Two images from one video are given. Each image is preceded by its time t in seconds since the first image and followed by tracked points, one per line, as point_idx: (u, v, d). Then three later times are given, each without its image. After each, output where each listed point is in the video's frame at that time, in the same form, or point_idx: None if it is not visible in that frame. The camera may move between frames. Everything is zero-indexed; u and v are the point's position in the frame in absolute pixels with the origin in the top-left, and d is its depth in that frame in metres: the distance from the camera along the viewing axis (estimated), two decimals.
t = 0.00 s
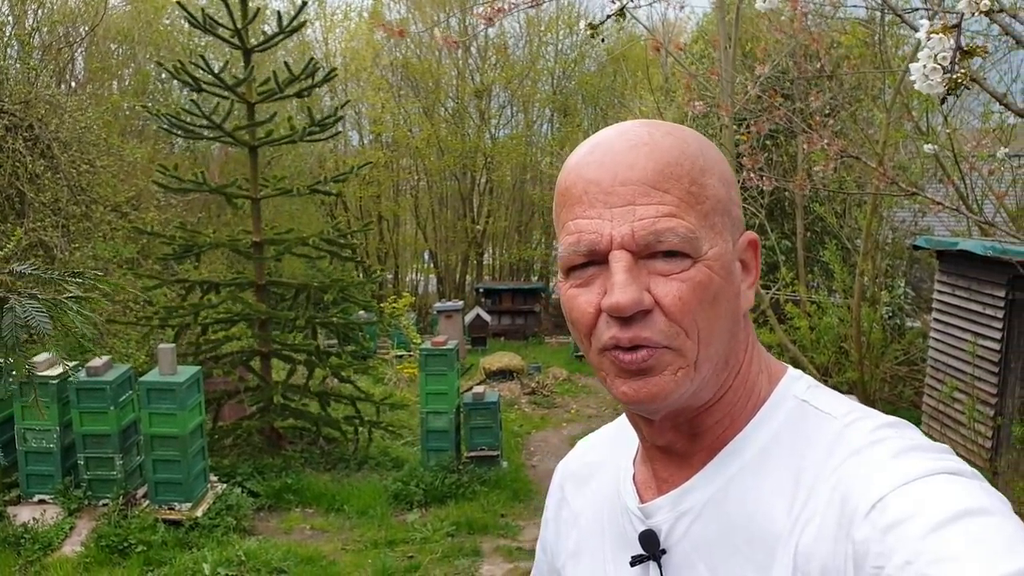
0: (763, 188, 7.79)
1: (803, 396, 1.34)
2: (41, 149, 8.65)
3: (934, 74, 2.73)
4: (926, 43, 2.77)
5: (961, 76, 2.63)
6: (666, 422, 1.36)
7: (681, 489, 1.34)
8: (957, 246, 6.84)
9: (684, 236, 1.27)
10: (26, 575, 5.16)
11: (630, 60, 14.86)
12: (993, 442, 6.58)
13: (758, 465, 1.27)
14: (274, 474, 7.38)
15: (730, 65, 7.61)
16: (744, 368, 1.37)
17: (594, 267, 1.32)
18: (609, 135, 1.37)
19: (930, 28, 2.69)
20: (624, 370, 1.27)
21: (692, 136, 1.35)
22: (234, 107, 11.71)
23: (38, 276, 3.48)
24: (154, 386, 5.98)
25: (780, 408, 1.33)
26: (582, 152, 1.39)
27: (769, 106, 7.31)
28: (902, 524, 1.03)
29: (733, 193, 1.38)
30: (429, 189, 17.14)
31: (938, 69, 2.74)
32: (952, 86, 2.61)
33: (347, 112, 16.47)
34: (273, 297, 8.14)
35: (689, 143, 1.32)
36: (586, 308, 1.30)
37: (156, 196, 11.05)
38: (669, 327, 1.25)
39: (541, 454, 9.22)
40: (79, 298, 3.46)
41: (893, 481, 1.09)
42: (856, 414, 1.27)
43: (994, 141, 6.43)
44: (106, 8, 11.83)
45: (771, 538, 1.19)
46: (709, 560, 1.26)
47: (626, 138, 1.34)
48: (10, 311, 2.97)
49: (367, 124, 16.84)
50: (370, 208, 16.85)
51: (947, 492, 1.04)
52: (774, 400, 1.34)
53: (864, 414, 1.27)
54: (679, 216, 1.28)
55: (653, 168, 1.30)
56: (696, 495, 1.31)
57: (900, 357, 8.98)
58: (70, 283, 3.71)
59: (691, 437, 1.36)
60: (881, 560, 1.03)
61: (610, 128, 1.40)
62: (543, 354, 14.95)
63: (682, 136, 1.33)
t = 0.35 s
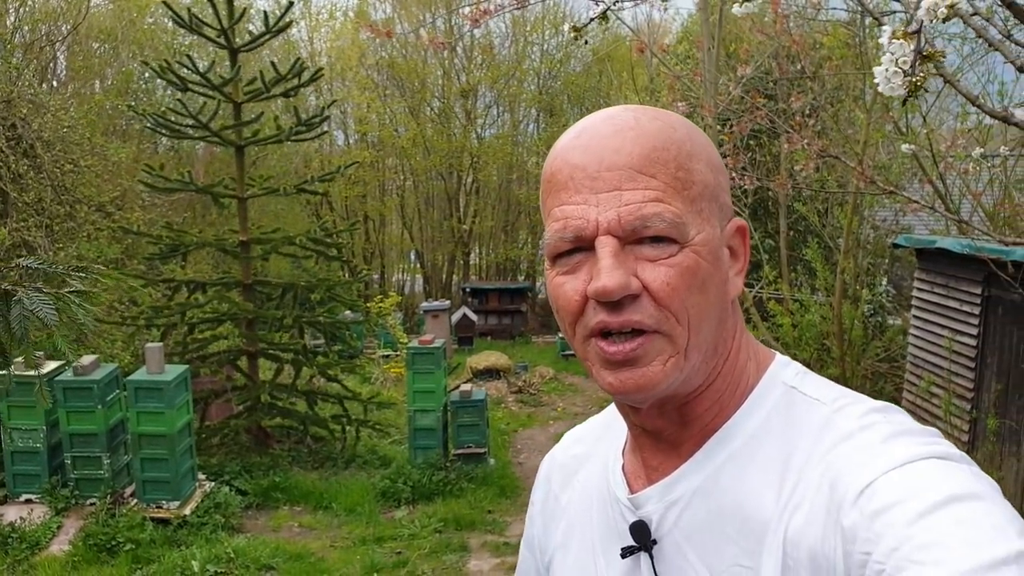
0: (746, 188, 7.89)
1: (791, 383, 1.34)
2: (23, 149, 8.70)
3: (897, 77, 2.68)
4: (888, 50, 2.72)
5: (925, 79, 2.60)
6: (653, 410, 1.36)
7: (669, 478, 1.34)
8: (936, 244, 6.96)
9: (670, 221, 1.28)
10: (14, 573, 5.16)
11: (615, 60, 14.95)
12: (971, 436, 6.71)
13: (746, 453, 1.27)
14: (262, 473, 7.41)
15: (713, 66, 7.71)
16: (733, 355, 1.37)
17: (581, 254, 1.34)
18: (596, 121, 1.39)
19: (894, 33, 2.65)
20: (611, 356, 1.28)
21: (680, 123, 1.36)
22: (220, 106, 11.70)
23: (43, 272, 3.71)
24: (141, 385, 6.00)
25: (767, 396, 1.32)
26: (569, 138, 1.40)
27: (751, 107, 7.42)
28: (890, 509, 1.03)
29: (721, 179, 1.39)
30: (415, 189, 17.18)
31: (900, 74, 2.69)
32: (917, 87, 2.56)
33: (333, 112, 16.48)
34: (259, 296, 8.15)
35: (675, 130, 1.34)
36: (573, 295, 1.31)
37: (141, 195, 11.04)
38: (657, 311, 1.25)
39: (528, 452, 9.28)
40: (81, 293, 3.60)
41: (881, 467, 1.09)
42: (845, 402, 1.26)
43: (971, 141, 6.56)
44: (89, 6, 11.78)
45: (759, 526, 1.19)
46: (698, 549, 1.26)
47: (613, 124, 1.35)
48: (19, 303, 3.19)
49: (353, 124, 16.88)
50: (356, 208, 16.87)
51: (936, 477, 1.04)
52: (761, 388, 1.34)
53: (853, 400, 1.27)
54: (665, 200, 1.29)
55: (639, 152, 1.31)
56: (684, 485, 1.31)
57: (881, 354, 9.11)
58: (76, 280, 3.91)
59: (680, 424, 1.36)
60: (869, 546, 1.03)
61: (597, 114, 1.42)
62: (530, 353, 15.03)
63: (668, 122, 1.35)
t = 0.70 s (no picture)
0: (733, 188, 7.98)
1: (777, 380, 1.39)
2: (11, 149, 8.57)
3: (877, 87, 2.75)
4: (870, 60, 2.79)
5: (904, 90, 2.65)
6: (645, 407, 1.41)
7: (660, 473, 1.39)
8: (920, 244, 7.07)
9: (668, 226, 1.33)
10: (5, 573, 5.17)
11: (602, 60, 15.00)
12: (953, 433, 6.81)
13: (731, 448, 1.32)
14: (252, 472, 7.43)
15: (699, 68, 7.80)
16: (722, 353, 1.43)
17: (581, 256, 1.39)
18: (597, 127, 1.43)
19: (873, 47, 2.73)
20: (606, 353, 1.33)
21: (677, 130, 1.41)
22: (207, 105, 11.67)
23: (51, 275, 3.87)
24: (132, 385, 6.00)
25: (754, 392, 1.38)
26: (570, 144, 1.45)
27: (738, 108, 7.51)
28: (865, 498, 1.09)
29: (714, 186, 1.44)
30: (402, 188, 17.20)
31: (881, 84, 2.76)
32: (895, 98, 2.61)
33: (320, 111, 16.47)
34: (247, 296, 8.15)
35: (673, 138, 1.39)
36: (571, 294, 1.36)
37: (128, 195, 11.00)
38: (653, 311, 1.31)
39: (516, 450, 9.33)
40: (84, 295, 3.73)
41: (858, 458, 1.14)
42: (824, 397, 1.32)
43: (954, 142, 6.66)
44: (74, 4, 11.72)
45: (744, 517, 1.24)
46: (685, 541, 1.32)
47: (613, 131, 1.40)
48: (30, 306, 3.38)
49: (340, 123, 16.89)
50: (343, 207, 16.87)
51: (909, 466, 1.09)
52: (748, 384, 1.39)
53: (836, 396, 1.33)
54: (663, 206, 1.34)
55: (639, 159, 1.36)
56: (673, 479, 1.37)
57: (866, 352, 9.22)
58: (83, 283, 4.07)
59: (670, 420, 1.41)
60: (846, 535, 1.08)
61: (598, 120, 1.47)
62: (518, 352, 15.09)
63: (666, 130, 1.40)
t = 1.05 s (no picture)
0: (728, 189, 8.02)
1: (766, 373, 1.42)
2: (8, 151, 8.66)
3: (869, 89, 2.78)
4: (860, 63, 2.82)
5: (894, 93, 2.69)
6: (639, 397, 1.44)
7: (650, 461, 1.42)
8: (915, 245, 7.13)
9: (671, 224, 1.35)
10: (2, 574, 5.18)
11: (597, 62, 15.02)
12: (948, 433, 6.85)
13: (718, 437, 1.35)
14: (248, 472, 7.43)
15: (694, 69, 7.85)
16: (715, 347, 1.46)
17: (584, 248, 1.42)
18: (607, 123, 1.46)
19: (864, 51, 2.77)
20: (606, 342, 1.36)
21: (683, 130, 1.44)
22: (203, 107, 11.67)
23: (52, 276, 3.90)
24: (129, 386, 6.01)
25: (743, 384, 1.40)
26: (579, 139, 1.47)
27: (733, 110, 7.55)
28: (838, 484, 1.12)
29: (716, 185, 1.47)
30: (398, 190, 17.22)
31: (872, 85, 2.79)
32: (886, 101, 2.64)
33: (316, 113, 16.50)
34: (244, 297, 8.16)
35: (679, 137, 1.41)
36: (574, 285, 1.39)
37: (125, 196, 10.99)
38: (652, 304, 1.33)
39: (512, 451, 9.35)
40: (86, 296, 3.77)
41: (837, 447, 1.17)
42: (812, 391, 1.34)
43: (948, 143, 6.70)
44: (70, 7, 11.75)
45: (727, 503, 1.27)
46: (668, 527, 1.35)
47: (622, 128, 1.42)
48: (33, 307, 3.44)
49: (336, 125, 16.91)
50: (338, 209, 16.88)
51: (882, 455, 1.12)
52: (739, 376, 1.42)
53: (823, 389, 1.35)
54: (666, 203, 1.37)
55: (645, 157, 1.38)
56: (661, 467, 1.40)
57: (861, 352, 9.26)
58: (85, 284, 4.16)
59: (662, 410, 1.44)
60: (818, 520, 1.12)
61: (608, 117, 1.49)
62: (513, 353, 15.12)
63: (673, 129, 1.42)
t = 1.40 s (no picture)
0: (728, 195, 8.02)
1: (770, 377, 1.42)
2: (10, 157, 8.57)
3: (870, 93, 2.78)
4: (861, 67, 2.83)
5: (897, 97, 2.69)
6: (643, 398, 1.44)
7: (654, 464, 1.42)
8: (916, 251, 7.14)
9: (676, 223, 1.35)
10: None
11: (598, 68, 15.02)
12: (950, 439, 6.84)
13: (722, 442, 1.35)
14: (248, 478, 7.43)
15: (694, 76, 7.86)
16: (720, 349, 1.46)
17: (589, 247, 1.42)
18: (613, 122, 1.46)
19: (865, 55, 2.78)
20: (610, 342, 1.36)
21: (688, 129, 1.44)
22: (204, 113, 11.69)
23: (53, 279, 3.95)
24: (130, 391, 6.01)
25: (747, 388, 1.40)
26: (585, 137, 1.47)
27: (733, 116, 7.55)
28: (840, 492, 1.12)
29: (721, 186, 1.47)
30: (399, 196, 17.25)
31: (873, 89, 2.79)
32: (890, 106, 2.63)
33: (317, 119, 16.54)
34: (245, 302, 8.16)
35: (684, 137, 1.41)
36: (578, 284, 1.39)
37: (126, 202, 10.99)
38: (657, 304, 1.34)
39: (512, 457, 9.34)
40: (87, 299, 3.76)
41: (840, 453, 1.17)
42: (815, 396, 1.34)
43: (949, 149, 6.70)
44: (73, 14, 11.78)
45: (730, 508, 1.27)
46: (672, 532, 1.35)
47: (628, 127, 1.43)
48: (35, 310, 3.42)
49: (337, 131, 16.95)
50: (339, 214, 16.92)
51: (885, 463, 1.12)
52: (743, 380, 1.42)
53: (827, 394, 1.35)
54: (671, 203, 1.37)
55: (651, 156, 1.38)
56: (665, 470, 1.39)
57: (862, 359, 9.26)
58: (88, 285, 4.16)
59: (666, 413, 1.44)
60: (819, 528, 1.12)
61: (614, 116, 1.49)
62: (514, 359, 15.11)
63: (679, 129, 1.42)
